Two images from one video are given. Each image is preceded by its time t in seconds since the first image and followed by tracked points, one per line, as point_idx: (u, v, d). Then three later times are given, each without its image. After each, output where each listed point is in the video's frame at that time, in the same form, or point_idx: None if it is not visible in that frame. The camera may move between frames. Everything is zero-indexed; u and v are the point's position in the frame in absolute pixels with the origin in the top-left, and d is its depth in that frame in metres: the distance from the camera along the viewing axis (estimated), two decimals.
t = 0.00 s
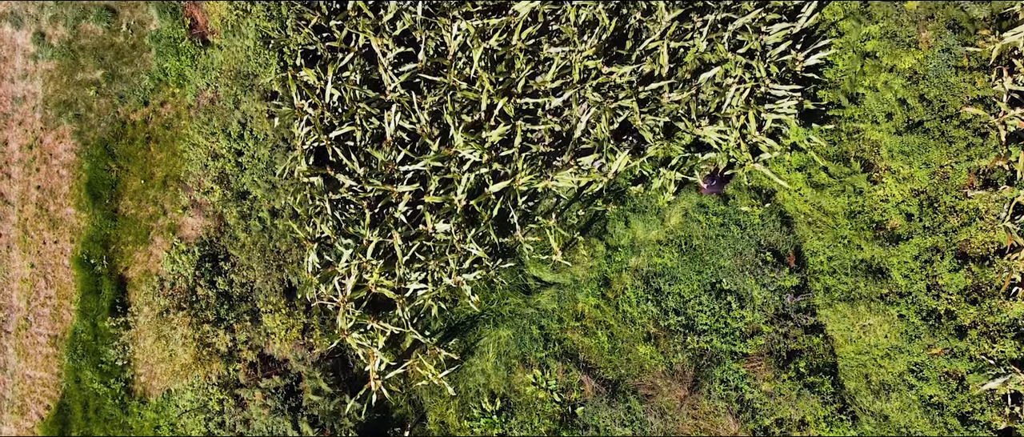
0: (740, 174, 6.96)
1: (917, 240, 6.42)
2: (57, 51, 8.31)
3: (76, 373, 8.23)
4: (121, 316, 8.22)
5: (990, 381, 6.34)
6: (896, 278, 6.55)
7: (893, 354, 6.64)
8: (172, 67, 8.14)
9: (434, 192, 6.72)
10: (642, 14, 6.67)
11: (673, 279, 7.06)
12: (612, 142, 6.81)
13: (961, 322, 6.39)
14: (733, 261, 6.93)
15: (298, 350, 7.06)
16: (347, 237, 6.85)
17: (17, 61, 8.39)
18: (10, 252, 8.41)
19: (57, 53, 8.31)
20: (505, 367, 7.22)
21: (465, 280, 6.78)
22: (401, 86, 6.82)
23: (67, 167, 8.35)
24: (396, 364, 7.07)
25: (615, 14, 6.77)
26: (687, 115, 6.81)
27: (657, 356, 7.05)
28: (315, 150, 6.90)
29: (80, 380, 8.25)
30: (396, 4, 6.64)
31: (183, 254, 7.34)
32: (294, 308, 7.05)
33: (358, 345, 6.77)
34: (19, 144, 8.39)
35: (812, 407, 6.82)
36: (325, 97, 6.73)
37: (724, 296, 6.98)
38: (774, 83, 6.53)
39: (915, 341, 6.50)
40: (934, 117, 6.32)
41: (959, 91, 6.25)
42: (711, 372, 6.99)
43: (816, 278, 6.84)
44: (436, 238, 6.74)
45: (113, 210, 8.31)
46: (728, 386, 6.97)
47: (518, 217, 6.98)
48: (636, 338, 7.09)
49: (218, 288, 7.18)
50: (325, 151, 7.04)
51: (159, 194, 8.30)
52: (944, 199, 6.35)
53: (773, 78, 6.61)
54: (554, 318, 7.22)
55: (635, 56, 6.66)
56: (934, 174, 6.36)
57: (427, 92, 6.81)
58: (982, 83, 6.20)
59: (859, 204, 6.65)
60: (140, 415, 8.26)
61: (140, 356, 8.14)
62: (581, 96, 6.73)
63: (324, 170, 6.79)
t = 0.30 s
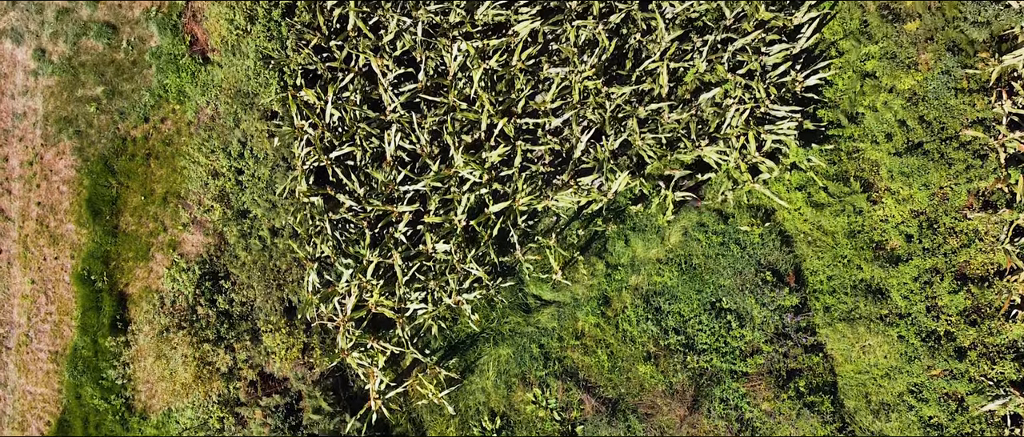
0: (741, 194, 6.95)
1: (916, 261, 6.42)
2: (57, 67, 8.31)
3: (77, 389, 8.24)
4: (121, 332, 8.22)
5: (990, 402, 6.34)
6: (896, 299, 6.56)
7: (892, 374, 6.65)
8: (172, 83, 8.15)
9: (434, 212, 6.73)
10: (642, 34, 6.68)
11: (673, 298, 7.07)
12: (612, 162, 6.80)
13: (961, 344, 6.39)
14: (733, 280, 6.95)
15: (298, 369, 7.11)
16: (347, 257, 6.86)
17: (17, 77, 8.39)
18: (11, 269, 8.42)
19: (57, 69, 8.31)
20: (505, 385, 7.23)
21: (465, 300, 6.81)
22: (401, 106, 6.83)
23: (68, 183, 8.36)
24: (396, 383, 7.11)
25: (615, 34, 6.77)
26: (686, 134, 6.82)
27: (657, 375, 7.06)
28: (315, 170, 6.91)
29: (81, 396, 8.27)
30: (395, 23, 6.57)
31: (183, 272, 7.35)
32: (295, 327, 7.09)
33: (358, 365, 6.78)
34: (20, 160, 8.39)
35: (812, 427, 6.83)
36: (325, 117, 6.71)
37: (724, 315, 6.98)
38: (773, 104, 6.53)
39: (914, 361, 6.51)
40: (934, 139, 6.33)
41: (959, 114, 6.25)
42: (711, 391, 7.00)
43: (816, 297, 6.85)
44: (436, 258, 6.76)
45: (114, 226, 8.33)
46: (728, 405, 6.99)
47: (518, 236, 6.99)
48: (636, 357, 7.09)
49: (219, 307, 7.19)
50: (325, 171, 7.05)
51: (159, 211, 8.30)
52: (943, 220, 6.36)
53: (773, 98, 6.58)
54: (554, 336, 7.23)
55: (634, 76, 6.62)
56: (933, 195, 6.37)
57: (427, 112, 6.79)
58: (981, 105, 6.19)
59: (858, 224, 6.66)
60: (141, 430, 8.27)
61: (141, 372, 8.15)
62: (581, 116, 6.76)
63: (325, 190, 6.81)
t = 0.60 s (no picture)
0: (741, 217, 6.93)
1: (916, 286, 6.44)
2: (58, 86, 8.33)
3: (78, 408, 8.27)
4: (122, 351, 8.23)
5: (989, 425, 6.39)
6: (895, 323, 6.57)
7: (892, 397, 6.66)
8: (172, 102, 8.15)
9: (434, 235, 6.74)
10: (643, 57, 6.68)
11: (673, 320, 7.09)
12: (612, 185, 6.80)
13: (960, 368, 6.41)
14: (733, 302, 6.95)
15: (298, 391, 7.11)
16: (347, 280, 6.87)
17: (17, 96, 8.40)
18: (11, 287, 8.43)
19: (57, 88, 8.33)
20: (505, 406, 7.24)
21: (465, 323, 6.82)
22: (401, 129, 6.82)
23: (68, 202, 8.37)
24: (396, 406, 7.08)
25: (615, 57, 6.79)
26: (686, 158, 6.81)
27: (657, 397, 7.07)
28: (315, 192, 6.92)
29: (81, 415, 8.29)
30: (396, 47, 6.59)
31: (184, 293, 7.36)
32: (295, 349, 7.09)
33: (358, 387, 6.78)
34: (20, 178, 8.41)
35: None
36: (325, 140, 6.72)
37: (724, 336, 7.00)
38: (774, 127, 6.54)
39: (914, 385, 6.53)
40: (934, 164, 6.33)
41: (958, 139, 6.26)
42: (711, 413, 7.02)
43: (816, 319, 6.84)
44: (437, 280, 6.77)
45: (115, 245, 8.34)
46: (728, 426, 7.00)
47: (518, 258, 6.99)
48: (636, 379, 7.10)
49: (219, 328, 7.21)
50: (325, 193, 7.05)
51: (159, 229, 8.31)
52: (943, 244, 6.38)
53: (773, 122, 6.60)
54: (554, 357, 7.23)
55: (634, 100, 6.65)
56: (932, 219, 6.39)
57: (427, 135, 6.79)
58: (981, 130, 6.20)
59: (858, 246, 6.66)
60: None
61: (141, 391, 8.17)
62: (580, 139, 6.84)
63: (325, 212, 6.82)
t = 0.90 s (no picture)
0: (740, 239, 6.95)
1: (915, 311, 6.45)
2: (58, 104, 8.34)
3: (79, 426, 8.31)
4: (122, 370, 8.25)
5: None
6: (894, 347, 6.58)
7: (892, 420, 6.69)
8: (172, 121, 8.16)
9: (433, 258, 6.76)
10: (642, 80, 6.70)
11: (673, 341, 7.09)
12: (612, 207, 6.81)
13: (959, 392, 6.41)
14: (733, 324, 6.96)
15: (299, 412, 7.16)
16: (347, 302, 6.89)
17: (17, 114, 8.41)
18: (12, 305, 8.44)
19: (57, 107, 8.34)
20: (505, 427, 7.27)
21: (465, 345, 6.83)
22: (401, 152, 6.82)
23: (68, 220, 8.38)
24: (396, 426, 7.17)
25: (615, 80, 6.79)
26: (685, 180, 6.84)
27: (656, 419, 7.08)
28: (315, 214, 6.92)
29: (82, 433, 8.33)
30: (395, 70, 6.59)
31: (184, 314, 7.39)
32: (295, 370, 7.09)
33: (358, 409, 6.83)
34: (20, 197, 8.41)
35: None
36: (325, 163, 6.73)
37: (724, 358, 7.01)
38: (773, 151, 6.53)
39: (913, 409, 6.54)
40: (932, 189, 6.33)
41: (957, 164, 6.25)
42: (711, 435, 7.02)
43: (816, 342, 6.84)
44: (436, 303, 6.79)
45: (115, 263, 8.35)
46: None
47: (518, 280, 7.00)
48: (635, 400, 7.12)
49: (219, 350, 7.24)
50: (325, 215, 7.05)
51: (159, 248, 8.32)
52: (942, 268, 6.38)
53: (773, 146, 6.60)
54: (554, 378, 7.24)
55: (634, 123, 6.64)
56: (931, 243, 6.39)
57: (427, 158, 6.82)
58: (979, 156, 6.20)
59: (858, 268, 6.67)
60: None
61: (142, 410, 8.19)
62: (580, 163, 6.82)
63: (325, 235, 6.83)
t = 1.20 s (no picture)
0: (738, 263, 6.95)
1: (913, 336, 6.48)
2: (58, 124, 8.35)
3: None
4: (122, 389, 8.27)
5: None
6: (893, 371, 6.62)
7: None
8: (172, 140, 8.17)
9: (433, 282, 6.75)
10: (642, 105, 6.72)
11: (672, 364, 7.10)
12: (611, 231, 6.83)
13: (958, 417, 6.45)
14: (733, 347, 6.97)
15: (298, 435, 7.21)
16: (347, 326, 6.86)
17: (17, 134, 8.42)
18: (12, 324, 8.45)
19: (57, 126, 8.35)
20: None
21: (464, 369, 6.80)
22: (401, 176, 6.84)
23: (68, 239, 8.40)
24: None
25: (614, 104, 6.79)
26: (684, 204, 6.86)
27: None
28: (314, 237, 6.92)
29: None
30: (395, 95, 6.62)
31: (184, 336, 7.41)
32: (295, 395, 7.16)
33: (358, 432, 6.83)
34: (20, 216, 8.42)
35: None
36: (325, 187, 6.72)
37: (723, 380, 7.02)
38: (772, 176, 6.51)
39: (912, 433, 6.58)
40: (931, 215, 6.34)
41: (956, 190, 6.26)
42: None
43: (815, 364, 6.86)
44: (436, 327, 6.78)
45: (114, 283, 8.36)
46: None
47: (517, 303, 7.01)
48: (634, 423, 7.14)
49: (218, 373, 7.27)
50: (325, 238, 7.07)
51: (159, 267, 8.33)
52: (940, 294, 6.42)
53: (773, 171, 6.59)
54: (554, 400, 7.26)
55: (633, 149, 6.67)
56: (930, 269, 6.41)
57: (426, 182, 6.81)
58: (978, 182, 6.21)
59: (856, 291, 6.69)
60: None
61: (141, 429, 8.21)
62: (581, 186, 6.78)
63: (324, 258, 6.82)
